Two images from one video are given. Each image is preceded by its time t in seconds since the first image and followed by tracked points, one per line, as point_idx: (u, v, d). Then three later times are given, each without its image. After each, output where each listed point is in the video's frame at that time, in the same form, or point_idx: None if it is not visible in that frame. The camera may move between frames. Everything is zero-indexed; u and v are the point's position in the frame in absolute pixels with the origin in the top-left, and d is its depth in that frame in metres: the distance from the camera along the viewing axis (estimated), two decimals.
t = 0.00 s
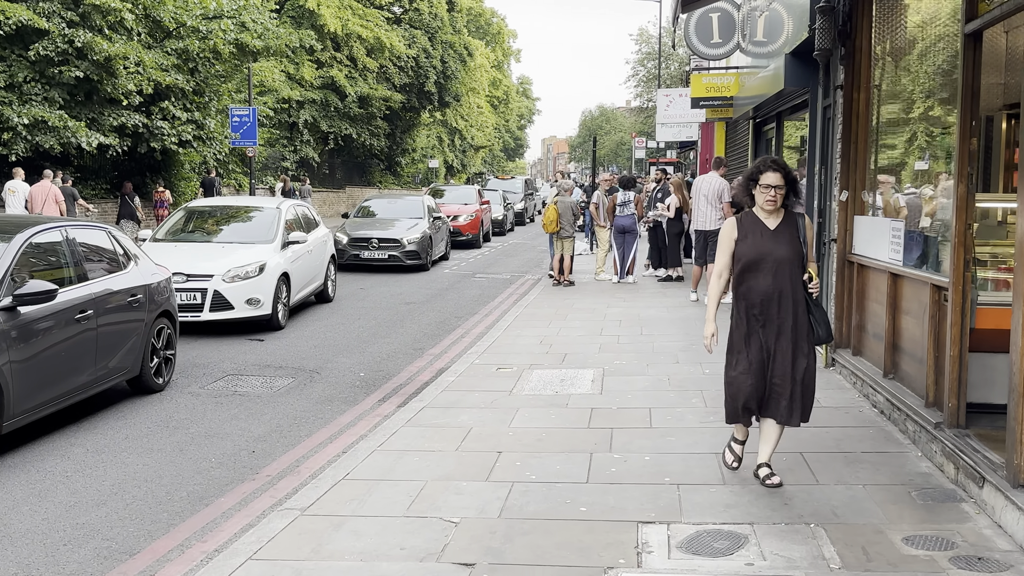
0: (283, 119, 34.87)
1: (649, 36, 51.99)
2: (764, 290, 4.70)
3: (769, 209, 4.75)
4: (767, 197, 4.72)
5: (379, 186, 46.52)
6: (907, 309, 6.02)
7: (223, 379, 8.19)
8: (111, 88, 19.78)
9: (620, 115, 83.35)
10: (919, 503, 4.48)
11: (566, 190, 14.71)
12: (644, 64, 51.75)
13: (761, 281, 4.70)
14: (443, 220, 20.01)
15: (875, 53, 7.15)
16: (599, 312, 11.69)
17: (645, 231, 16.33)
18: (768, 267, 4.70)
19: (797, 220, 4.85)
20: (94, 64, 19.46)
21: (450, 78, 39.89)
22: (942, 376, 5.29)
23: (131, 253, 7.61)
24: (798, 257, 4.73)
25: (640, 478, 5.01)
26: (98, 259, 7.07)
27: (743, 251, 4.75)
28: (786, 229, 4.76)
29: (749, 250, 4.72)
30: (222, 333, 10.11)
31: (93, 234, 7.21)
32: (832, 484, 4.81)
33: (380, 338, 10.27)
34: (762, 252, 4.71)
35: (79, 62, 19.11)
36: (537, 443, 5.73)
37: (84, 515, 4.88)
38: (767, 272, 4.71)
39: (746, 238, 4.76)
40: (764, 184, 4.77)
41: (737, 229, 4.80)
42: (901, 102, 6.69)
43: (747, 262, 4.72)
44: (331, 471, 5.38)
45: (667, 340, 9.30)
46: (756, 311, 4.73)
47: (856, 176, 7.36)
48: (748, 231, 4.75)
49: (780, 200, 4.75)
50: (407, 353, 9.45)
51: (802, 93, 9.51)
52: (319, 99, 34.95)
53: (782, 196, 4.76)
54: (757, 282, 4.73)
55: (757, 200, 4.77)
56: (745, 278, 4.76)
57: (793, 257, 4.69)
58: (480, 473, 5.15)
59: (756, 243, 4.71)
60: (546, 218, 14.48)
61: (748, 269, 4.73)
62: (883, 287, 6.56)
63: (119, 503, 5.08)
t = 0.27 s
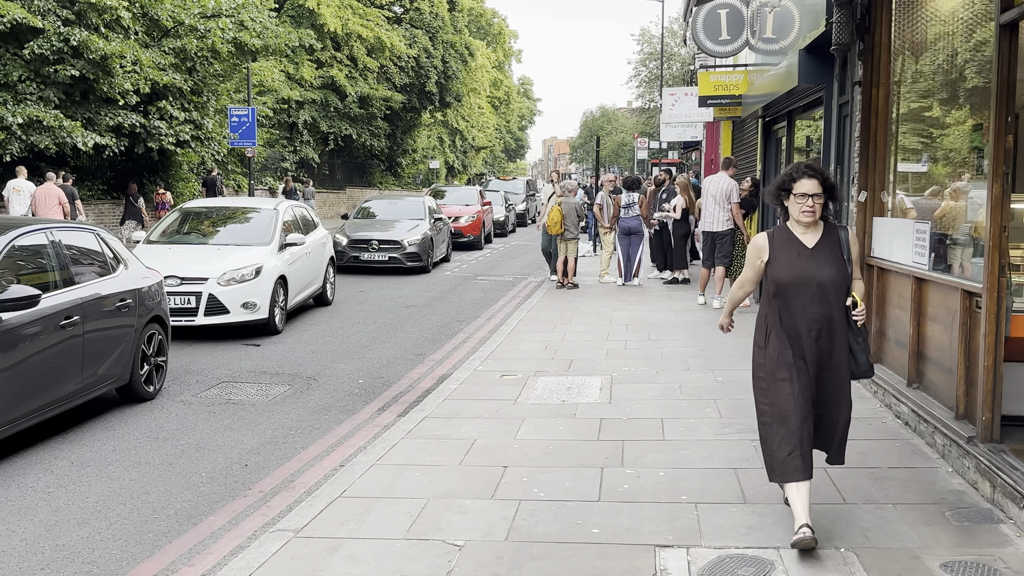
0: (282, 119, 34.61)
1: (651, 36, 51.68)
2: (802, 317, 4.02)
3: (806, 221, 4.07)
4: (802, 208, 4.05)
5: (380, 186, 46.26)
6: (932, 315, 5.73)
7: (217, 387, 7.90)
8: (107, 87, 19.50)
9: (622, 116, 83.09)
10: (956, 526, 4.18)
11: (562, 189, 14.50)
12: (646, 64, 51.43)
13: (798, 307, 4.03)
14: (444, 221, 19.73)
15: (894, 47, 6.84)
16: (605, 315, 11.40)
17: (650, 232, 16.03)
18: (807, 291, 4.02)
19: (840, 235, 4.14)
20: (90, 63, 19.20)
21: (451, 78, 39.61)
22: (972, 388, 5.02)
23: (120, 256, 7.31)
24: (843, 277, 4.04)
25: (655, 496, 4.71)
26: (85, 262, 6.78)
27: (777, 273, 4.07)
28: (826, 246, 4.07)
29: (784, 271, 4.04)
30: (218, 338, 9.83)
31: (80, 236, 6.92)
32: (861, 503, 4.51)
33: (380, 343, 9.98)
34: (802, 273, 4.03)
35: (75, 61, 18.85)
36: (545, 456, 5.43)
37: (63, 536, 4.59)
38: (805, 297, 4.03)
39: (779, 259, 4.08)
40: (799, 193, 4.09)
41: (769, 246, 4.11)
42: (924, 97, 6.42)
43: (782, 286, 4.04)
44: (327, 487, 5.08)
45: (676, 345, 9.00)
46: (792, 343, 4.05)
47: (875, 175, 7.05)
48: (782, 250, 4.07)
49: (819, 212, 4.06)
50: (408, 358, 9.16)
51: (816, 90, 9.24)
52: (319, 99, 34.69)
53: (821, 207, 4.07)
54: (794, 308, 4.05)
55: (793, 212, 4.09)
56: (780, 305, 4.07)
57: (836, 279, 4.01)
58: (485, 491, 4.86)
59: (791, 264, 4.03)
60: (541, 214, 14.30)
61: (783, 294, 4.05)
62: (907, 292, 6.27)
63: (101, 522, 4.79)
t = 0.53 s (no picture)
0: (281, 120, 34.32)
1: (652, 37, 51.36)
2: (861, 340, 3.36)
3: (860, 223, 3.41)
4: (857, 208, 3.40)
5: (380, 188, 45.97)
6: (959, 325, 5.43)
7: (208, 397, 7.60)
8: (103, 87, 19.21)
9: (623, 118, 82.86)
10: (995, 555, 3.88)
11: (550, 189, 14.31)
12: (647, 65, 51.13)
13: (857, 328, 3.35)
14: (444, 224, 19.43)
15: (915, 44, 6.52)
16: (610, 321, 11.10)
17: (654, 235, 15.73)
18: (867, 308, 3.35)
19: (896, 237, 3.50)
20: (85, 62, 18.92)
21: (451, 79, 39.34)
22: (1005, 405, 4.74)
23: (106, 262, 7.01)
24: (905, 289, 3.38)
25: (669, 520, 4.41)
26: (69, 269, 6.48)
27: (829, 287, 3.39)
28: (885, 252, 3.41)
29: (839, 284, 3.36)
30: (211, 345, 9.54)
31: (64, 241, 6.62)
32: (891, 528, 4.22)
33: (378, 350, 9.69)
34: (857, 286, 3.35)
35: (70, 61, 18.58)
36: (551, 475, 5.13)
37: (36, 564, 4.28)
38: (864, 315, 3.36)
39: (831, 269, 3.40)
40: (851, 190, 3.44)
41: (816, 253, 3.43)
42: (947, 97, 6.12)
43: (836, 302, 3.37)
44: (319, 509, 4.78)
45: (684, 353, 8.70)
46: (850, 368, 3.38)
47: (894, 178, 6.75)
48: (834, 258, 3.39)
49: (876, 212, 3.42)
50: (407, 366, 8.86)
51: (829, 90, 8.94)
52: (319, 100, 34.40)
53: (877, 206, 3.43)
54: (852, 329, 3.37)
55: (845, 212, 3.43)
56: (833, 325, 3.39)
57: (900, 291, 3.35)
58: (487, 514, 4.55)
59: (847, 275, 3.36)
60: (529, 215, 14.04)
61: (838, 311, 3.38)
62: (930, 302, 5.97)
63: (78, 548, 4.48)
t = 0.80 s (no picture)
0: (281, 121, 34.03)
1: (654, 38, 51.01)
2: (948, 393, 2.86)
3: (947, 251, 2.91)
4: (943, 236, 2.91)
5: (381, 190, 45.71)
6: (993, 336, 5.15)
7: (201, 407, 7.32)
8: (99, 88, 18.94)
9: (624, 119, 82.61)
10: None
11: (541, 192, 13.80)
12: (649, 67, 50.77)
13: (944, 379, 2.86)
14: (445, 226, 19.14)
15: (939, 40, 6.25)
16: (616, 326, 10.81)
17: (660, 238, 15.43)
18: (955, 354, 2.85)
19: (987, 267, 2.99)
20: (81, 62, 18.65)
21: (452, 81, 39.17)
22: None
23: (94, 267, 6.73)
24: (999, 331, 2.88)
25: (690, 545, 4.11)
26: (54, 273, 6.20)
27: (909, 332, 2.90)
28: (974, 287, 2.91)
29: (920, 328, 2.88)
30: (206, 352, 9.25)
31: (49, 245, 6.34)
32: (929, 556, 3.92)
33: (378, 357, 9.40)
34: (940, 330, 2.86)
35: (65, 61, 18.31)
36: (562, 494, 4.83)
37: None
38: (951, 364, 2.86)
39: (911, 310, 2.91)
40: (937, 212, 2.95)
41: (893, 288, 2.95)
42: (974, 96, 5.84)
43: (921, 348, 2.87)
44: (315, 531, 4.49)
45: (695, 361, 8.41)
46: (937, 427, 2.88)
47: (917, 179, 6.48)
48: (913, 295, 2.91)
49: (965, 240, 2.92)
50: (408, 374, 8.58)
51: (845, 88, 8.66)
52: (319, 101, 34.09)
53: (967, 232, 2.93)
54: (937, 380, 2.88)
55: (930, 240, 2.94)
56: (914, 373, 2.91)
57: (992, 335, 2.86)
58: (495, 538, 4.26)
59: (930, 317, 2.88)
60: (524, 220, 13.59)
61: (921, 360, 2.88)
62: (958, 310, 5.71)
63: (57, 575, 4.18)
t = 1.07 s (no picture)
0: (281, 122, 33.75)
1: (656, 39, 50.71)
2: None
3: None
4: None
5: (381, 191, 45.43)
6: None
7: (195, 415, 7.02)
8: (95, 87, 18.66)
9: (625, 121, 82.32)
10: None
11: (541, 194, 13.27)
12: (651, 67, 50.46)
13: None
14: (448, 227, 18.84)
15: (967, 31, 5.97)
16: (623, 330, 10.51)
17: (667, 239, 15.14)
18: None
19: None
20: (77, 61, 18.38)
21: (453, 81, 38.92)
22: None
23: (82, 269, 6.44)
24: None
25: (716, 569, 3.81)
26: (39, 275, 5.90)
27: None
28: None
29: None
30: (201, 357, 8.96)
31: (35, 245, 6.04)
32: None
33: (379, 362, 9.10)
34: None
35: (61, 60, 18.03)
36: (575, 511, 4.53)
37: None
38: None
39: None
40: None
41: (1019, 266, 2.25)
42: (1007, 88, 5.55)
43: None
44: (311, 551, 4.18)
45: (707, 366, 8.10)
46: None
47: (945, 177, 6.19)
48: None
49: None
50: (410, 381, 8.28)
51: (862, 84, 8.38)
52: (320, 102, 33.75)
53: None
54: None
55: None
56: None
57: None
58: (505, 561, 3.95)
59: None
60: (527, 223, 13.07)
61: None
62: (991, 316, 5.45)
63: None
